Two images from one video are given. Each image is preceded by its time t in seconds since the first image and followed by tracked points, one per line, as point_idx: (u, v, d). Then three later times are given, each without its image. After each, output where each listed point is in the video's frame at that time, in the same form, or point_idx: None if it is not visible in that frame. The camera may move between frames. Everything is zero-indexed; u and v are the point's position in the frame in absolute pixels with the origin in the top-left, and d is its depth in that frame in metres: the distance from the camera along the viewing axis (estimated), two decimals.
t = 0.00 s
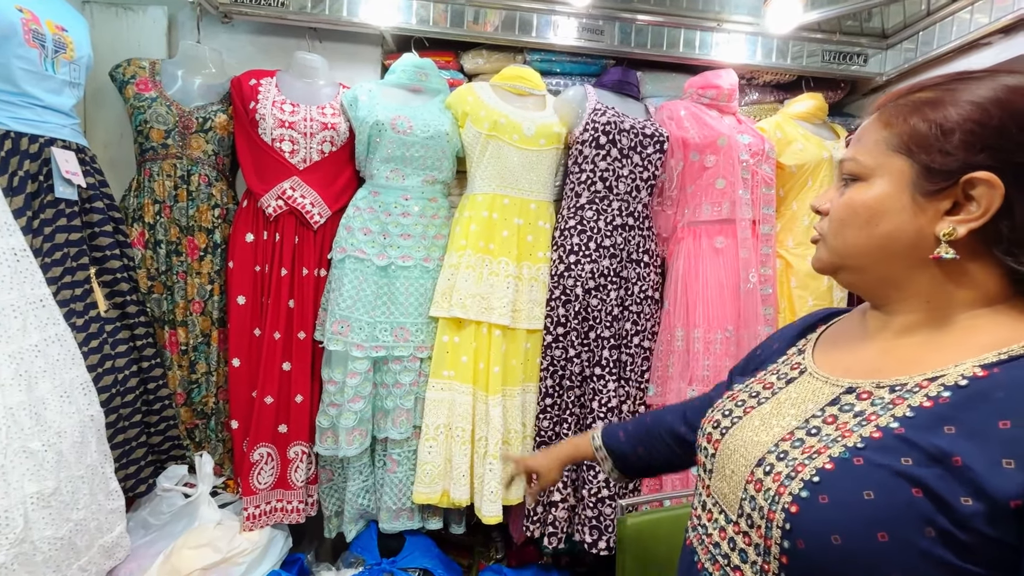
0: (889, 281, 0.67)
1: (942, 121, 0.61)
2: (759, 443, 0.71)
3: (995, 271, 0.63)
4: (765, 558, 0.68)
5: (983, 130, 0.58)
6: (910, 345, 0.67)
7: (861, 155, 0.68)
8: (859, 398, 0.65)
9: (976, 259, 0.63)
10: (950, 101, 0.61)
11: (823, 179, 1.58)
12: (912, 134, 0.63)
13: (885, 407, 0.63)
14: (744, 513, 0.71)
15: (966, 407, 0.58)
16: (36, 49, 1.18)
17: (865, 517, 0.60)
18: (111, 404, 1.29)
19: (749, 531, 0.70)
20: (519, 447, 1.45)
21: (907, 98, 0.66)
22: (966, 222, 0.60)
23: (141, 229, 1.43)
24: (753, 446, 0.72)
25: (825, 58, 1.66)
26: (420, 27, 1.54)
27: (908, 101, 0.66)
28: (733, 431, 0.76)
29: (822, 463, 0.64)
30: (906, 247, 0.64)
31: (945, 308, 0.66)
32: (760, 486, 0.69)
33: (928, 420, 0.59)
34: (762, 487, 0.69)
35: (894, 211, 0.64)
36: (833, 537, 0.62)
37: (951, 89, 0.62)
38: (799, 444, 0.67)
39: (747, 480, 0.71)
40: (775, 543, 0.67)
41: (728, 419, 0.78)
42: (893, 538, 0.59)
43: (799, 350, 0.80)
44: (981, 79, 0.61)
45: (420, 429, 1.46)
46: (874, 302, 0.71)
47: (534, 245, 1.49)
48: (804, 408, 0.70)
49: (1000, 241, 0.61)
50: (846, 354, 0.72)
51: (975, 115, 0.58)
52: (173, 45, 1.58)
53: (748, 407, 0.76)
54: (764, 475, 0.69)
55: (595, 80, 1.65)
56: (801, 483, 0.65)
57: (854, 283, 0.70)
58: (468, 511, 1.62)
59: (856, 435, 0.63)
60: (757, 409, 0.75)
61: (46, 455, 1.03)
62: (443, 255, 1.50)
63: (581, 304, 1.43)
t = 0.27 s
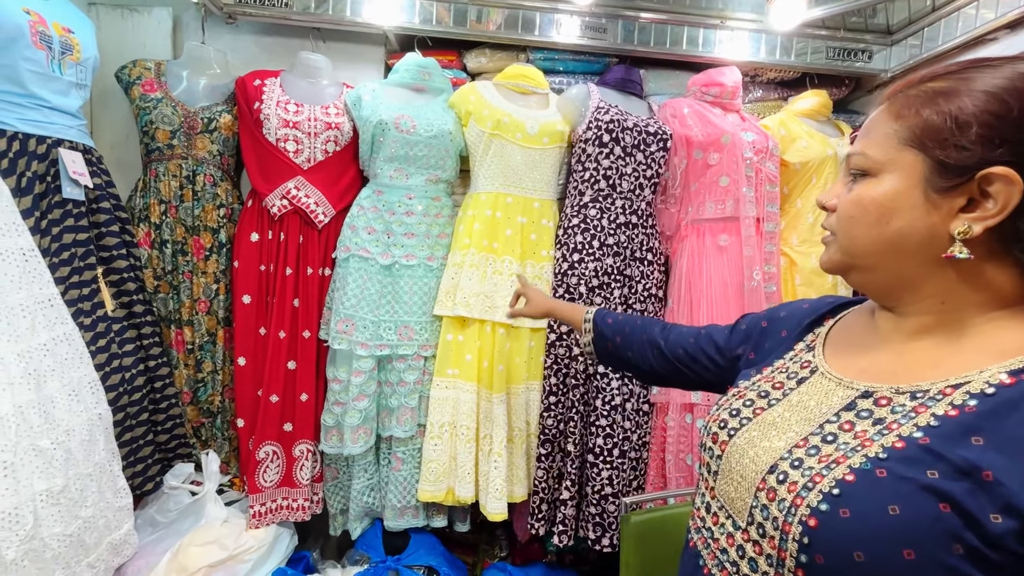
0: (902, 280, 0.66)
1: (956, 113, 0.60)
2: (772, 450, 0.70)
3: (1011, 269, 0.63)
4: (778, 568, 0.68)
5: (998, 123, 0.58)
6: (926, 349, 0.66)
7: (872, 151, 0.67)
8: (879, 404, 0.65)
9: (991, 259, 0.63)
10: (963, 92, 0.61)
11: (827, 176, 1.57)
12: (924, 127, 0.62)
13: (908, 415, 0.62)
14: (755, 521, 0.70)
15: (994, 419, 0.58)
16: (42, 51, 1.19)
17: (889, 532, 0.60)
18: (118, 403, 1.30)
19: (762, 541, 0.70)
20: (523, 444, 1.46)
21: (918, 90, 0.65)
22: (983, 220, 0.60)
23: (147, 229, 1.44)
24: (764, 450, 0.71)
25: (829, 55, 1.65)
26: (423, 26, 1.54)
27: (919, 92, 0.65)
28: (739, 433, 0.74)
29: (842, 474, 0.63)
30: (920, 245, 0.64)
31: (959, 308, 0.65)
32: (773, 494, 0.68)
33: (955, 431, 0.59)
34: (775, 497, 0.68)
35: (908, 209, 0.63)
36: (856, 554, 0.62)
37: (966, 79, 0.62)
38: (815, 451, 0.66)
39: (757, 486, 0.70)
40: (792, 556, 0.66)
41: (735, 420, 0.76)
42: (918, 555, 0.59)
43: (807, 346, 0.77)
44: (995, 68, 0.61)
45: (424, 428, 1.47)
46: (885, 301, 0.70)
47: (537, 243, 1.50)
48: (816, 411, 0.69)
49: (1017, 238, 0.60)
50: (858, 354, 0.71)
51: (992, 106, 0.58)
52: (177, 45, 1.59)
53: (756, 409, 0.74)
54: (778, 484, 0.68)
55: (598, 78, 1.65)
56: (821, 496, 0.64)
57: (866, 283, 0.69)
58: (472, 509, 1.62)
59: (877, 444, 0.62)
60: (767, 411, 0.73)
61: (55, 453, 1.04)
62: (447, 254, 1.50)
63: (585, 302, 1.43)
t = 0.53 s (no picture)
0: (904, 277, 0.66)
1: (961, 104, 0.60)
2: (767, 446, 0.70)
3: (1012, 266, 0.62)
4: (774, 565, 0.67)
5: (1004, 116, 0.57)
6: (926, 345, 0.66)
7: (872, 146, 0.66)
8: (875, 399, 0.64)
9: (995, 256, 0.62)
10: (967, 84, 0.60)
11: (828, 172, 1.56)
12: (928, 119, 0.62)
13: (904, 410, 0.62)
14: (751, 518, 0.70)
15: (991, 412, 0.57)
16: (44, 54, 1.20)
17: (886, 528, 0.59)
18: (121, 403, 1.30)
19: (758, 539, 0.69)
20: (524, 443, 1.45)
21: (919, 81, 0.65)
22: (988, 216, 0.60)
23: (149, 230, 1.44)
24: (761, 448, 0.70)
25: (830, 51, 1.65)
26: (423, 26, 1.54)
27: (920, 83, 0.64)
28: (735, 431, 0.74)
29: (837, 469, 0.63)
30: (924, 242, 0.63)
31: (960, 304, 0.65)
32: (768, 490, 0.68)
33: (951, 424, 0.58)
34: (770, 492, 0.67)
35: (913, 205, 0.63)
36: (852, 550, 0.60)
37: (968, 69, 0.61)
38: (811, 447, 0.66)
39: (754, 483, 0.70)
40: (787, 553, 0.66)
41: (732, 418, 0.76)
42: (916, 551, 0.58)
43: (804, 343, 0.77)
44: (998, 59, 0.60)
45: (426, 427, 1.47)
46: (885, 297, 0.70)
47: (538, 241, 1.50)
48: (814, 407, 0.69)
49: (1021, 235, 0.60)
50: (857, 352, 0.71)
51: (997, 98, 0.57)
52: (178, 47, 1.60)
53: (751, 405, 0.75)
54: (773, 479, 0.67)
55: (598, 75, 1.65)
56: (815, 491, 0.63)
57: (865, 279, 0.69)
58: (474, 508, 1.62)
59: (873, 439, 0.62)
60: (763, 406, 0.73)
61: (58, 453, 1.05)
62: (448, 253, 1.50)
63: (585, 300, 1.43)
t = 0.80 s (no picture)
0: (904, 280, 0.64)
1: (957, 109, 0.59)
2: (774, 450, 0.68)
3: (1013, 264, 0.61)
4: (786, 571, 0.66)
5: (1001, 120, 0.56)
6: (927, 341, 0.65)
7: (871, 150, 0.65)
8: (878, 398, 0.63)
9: (995, 256, 0.61)
10: (962, 89, 0.59)
11: (835, 172, 1.55)
12: (925, 125, 0.60)
13: (907, 406, 0.61)
14: (761, 523, 0.68)
15: (991, 405, 0.57)
16: (46, 63, 1.20)
17: (893, 525, 0.58)
18: (125, 411, 1.30)
19: (769, 543, 0.67)
20: (530, 449, 1.44)
21: (913, 88, 0.64)
22: (986, 217, 0.59)
23: (151, 238, 1.45)
24: (767, 452, 0.69)
25: (834, 50, 1.63)
26: (424, 30, 1.54)
27: (915, 90, 0.63)
28: (741, 436, 0.73)
29: (843, 469, 0.61)
30: (923, 244, 0.62)
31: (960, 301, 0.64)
32: (776, 493, 0.66)
33: (953, 419, 0.58)
34: (778, 495, 0.66)
35: (911, 207, 0.61)
36: (861, 547, 0.59)
37: (962, 76, 0.60)
38: (817, 448, 0.64)
39: (762, 487, 0.68)
40: (798, 556, 0.64)
41: (737, 424, 0.74)
42: (925, 546, 0.57)
43: (806, 349, 0.76)
44: (992, 65, 0.59)
45: (430, 433, 1.46)
46: (885, 300, 0.68)
47: (541, 245, 1.49)
48: (820, 410, 0.67)
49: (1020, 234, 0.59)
50: (859, 353, 0.69)
51: (992, 103, 0.57)
52: (180, 54, 1.60)
53: (756, 411, 0.73)
54: (781, 482, 0.66)
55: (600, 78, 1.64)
56: (823, 491, 0.62)
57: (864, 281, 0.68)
58: (480, 514, 1.61)
59: (878, 437, 0.61)
60: (767, 412, 0.72)
61: (61, 463, 1.05)
62: (450, 258, 1.49)
63: (589, 304, 1.41)
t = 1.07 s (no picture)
0: (915, 284, 0.62)
1: (964, 114, 0.57)
2: (787, 454, 0.66)
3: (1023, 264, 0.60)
4: None
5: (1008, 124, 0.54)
6: (939, 341, 0.63)
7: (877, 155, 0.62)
8: (891, 399, 0.61)
9: (1007, 257, 0.60)
10: (968, 95, 0.57)
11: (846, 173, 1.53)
12: (932, 131, 0.58)
13: (919, 405, 0.58)
14: (776, 527, 0.65)
15: (1004, 401, 0.55)
16: (51, 74, 1.20)
17: (910, 524, 0.56)
18: (131, 422, 1.29)
19: (783, 547, 0.65)
20: (539, 457, 1.41)
21: (916, 93, 0.62)
22: (998, 219, 0.57)
23: (157, 247, 1.44)
24: (780, 456, 0.66)
25: (843, 49, 1.61)
26: (428, 35, 1.53)
27: (919, 96, 0.61)
28: (755, 440, 0.70)
29: (858, 469, 0.59)
30: (934, 248, 0.60)
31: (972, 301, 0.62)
32: (790, 496, 0.64)
33: (966, 418, 0.55)
34: (792, 498, 0.63)
35: (921, 212, 0.59)
36: (878, 548, 0.57)
37: (965, 82, 0.59)
38: (830, 450, 0.62)
39: (775, 491, 0.66)
40: (813, 558, 0.62)
41: (750, 428, 0.72)
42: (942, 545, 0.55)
43: (817, 354, 0.74)
44: (996, 70, 0.58)
45: (437, 441, 1.44)
46: (896, 304, 0.66)
47: (548, 250, 1.47)
48: (834, 411, 0.65)
49: None
50: (870, 355, 0.67)
51: (999, 107, 0.55)
52: (186, 64, 1.60)
53: (768, 415, 0.71)
54: (795, 485, 0.63)
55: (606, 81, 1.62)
56: (837, 492, 0.60)
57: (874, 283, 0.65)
58: (489, 523, 1.59)
59: (891, 437, 0.58)
60: (780, 416, 0.69)
61: (67, 475, 1.04)
62: (456, 264, 1.48)
63: (598, 310, 1.40)
